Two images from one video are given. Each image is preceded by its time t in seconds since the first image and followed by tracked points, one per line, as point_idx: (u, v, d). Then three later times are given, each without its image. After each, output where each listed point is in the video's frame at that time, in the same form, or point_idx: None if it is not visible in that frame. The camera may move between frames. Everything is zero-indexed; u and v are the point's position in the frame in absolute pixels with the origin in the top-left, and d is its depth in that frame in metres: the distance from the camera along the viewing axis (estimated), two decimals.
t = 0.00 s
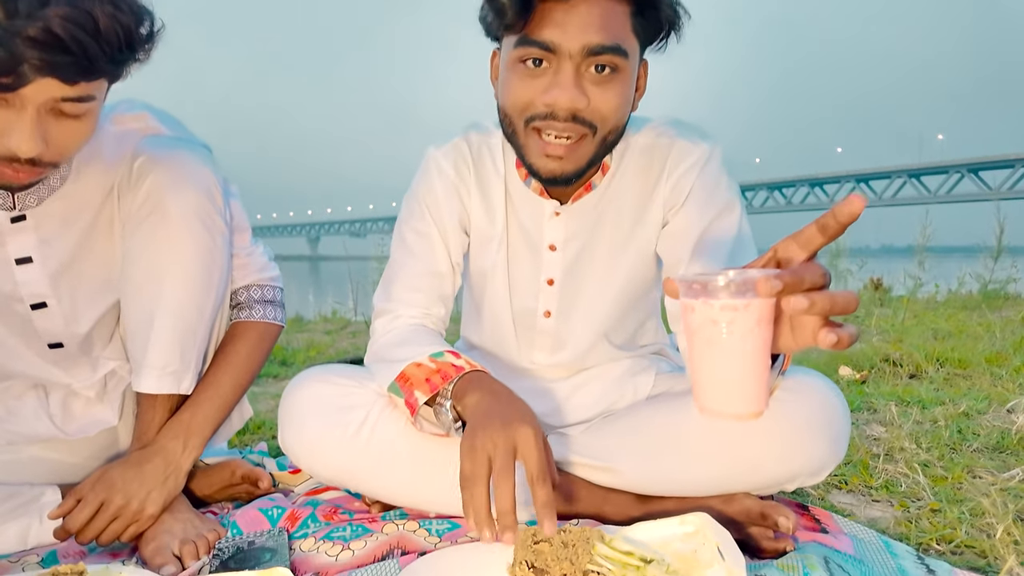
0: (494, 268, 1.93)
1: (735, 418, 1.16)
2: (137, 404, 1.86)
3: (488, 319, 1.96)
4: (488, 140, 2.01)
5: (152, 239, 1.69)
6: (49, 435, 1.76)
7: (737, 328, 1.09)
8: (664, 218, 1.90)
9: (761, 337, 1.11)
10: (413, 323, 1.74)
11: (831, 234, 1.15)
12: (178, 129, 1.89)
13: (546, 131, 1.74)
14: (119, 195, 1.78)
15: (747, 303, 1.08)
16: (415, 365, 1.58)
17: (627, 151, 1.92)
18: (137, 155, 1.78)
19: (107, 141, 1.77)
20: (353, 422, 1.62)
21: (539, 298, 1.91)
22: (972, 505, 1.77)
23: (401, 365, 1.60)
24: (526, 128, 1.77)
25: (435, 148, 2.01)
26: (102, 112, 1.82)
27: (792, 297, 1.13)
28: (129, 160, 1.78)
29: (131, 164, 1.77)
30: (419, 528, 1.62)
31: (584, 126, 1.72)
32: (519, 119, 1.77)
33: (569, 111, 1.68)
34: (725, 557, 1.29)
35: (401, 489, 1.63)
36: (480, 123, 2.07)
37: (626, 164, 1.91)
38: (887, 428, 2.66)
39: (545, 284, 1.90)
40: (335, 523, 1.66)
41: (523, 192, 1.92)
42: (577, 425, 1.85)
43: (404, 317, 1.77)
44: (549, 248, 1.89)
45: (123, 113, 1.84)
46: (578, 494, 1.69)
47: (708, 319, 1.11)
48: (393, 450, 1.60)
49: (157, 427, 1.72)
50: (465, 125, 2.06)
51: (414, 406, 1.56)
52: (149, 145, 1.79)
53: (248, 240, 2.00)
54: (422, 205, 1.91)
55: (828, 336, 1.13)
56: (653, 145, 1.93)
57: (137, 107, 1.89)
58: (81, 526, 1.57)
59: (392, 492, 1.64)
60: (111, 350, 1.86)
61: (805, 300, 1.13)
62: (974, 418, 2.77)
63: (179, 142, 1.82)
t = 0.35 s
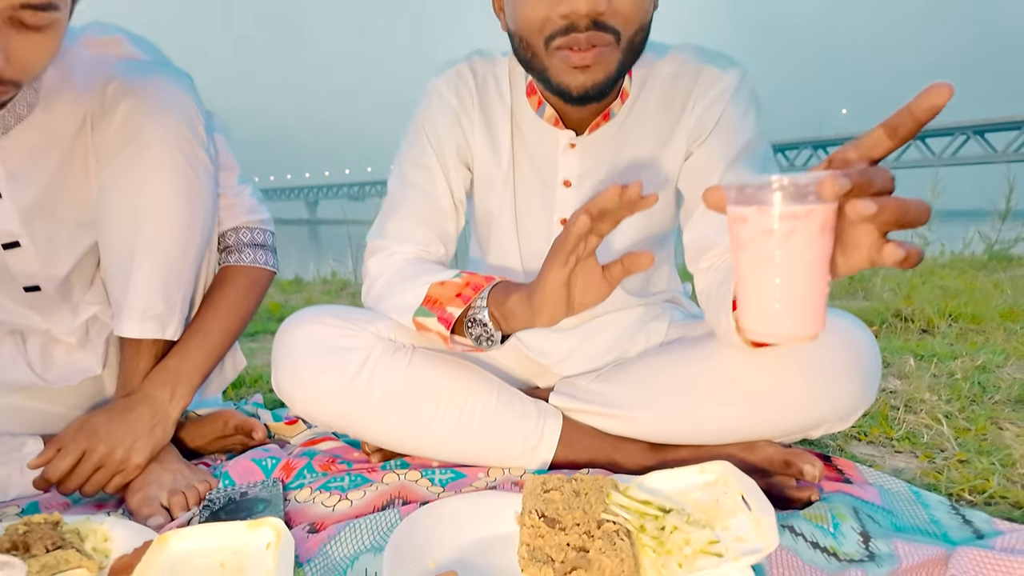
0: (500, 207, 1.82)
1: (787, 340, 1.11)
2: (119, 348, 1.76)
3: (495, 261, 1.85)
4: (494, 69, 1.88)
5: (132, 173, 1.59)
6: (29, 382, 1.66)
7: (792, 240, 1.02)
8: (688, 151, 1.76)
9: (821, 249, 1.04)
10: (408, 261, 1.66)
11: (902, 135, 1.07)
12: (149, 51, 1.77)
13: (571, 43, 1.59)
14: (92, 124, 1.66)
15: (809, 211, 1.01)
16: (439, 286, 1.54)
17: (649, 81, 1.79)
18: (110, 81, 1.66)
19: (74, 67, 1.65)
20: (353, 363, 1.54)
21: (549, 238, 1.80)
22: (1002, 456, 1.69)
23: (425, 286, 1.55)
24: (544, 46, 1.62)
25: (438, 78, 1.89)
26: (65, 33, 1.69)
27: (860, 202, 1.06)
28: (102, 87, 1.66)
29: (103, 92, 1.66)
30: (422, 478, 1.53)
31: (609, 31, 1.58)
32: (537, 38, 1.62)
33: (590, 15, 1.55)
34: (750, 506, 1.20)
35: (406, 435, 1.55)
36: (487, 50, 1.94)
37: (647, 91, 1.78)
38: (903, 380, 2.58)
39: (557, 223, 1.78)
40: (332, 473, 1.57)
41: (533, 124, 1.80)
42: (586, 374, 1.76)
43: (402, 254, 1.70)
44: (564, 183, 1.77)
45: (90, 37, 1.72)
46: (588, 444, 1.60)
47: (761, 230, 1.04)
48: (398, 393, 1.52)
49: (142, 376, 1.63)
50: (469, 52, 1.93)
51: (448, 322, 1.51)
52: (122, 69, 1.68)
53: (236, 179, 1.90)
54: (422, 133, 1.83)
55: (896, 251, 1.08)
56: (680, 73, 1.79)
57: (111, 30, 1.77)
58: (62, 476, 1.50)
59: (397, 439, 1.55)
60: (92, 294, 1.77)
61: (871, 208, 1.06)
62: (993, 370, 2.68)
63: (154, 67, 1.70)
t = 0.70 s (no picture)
0: (487, 150, 1.71)
1: (805, 295, 1.00)
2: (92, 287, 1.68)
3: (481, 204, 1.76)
4: None
5: (93, 95, 1.49)
6: None
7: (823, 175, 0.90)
8: (695, 75, 1.62)
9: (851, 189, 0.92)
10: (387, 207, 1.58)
11: (951, 49, 0.94)
12: None
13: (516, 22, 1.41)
14: (48, 48, 1.56)
15: (838, 143, 0.89)
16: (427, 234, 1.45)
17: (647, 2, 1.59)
18: None
19: None
20: (336, 312, 1.47)
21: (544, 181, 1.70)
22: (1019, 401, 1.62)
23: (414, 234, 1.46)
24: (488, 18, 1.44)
25: None
26: None
27: (903, 133, 0.94)
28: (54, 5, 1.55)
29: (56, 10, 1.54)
30: (414, 424, 1.46)
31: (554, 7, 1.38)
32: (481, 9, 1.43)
33: None
34: (761, 454, 1.13)
35: (393, 385, 1.49)
36: None
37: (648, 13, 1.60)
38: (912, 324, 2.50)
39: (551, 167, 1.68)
40: (321, 419, 1.50)
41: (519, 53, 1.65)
42: (586, 319, 1.68)
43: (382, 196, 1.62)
44: (554, 125, 1.65)
45: None
46: (587, 389, 1.53)
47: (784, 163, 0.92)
48: (383, 343, 1.46)
49: (118, 316, 1.55)
50: None
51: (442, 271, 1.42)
52: None
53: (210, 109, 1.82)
54: (399, 60, 1.71)
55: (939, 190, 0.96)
56: None
57: None
58: (35, 424, 1.42)
59: (384, 388, 1.50)
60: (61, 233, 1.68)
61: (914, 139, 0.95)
62: (1004, 314, 2.61)
63: None
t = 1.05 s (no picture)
0: (486, 130, 1.76)
1: (771, 366, 1.09)
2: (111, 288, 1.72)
3: (486, 196, 1.85)
4: None
5: (105, 103, 1.50)
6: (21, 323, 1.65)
7: (771, 271, 0.98)
8: (689, 80, 1.66)
9: (800, 279, 1.00)
10: (396, 212, 1.61)
11: (875, 138, 0.99)
12: None
13: None
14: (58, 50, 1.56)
15: (782, 246, 0.96)
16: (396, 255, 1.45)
17: None
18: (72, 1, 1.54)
19: None
20: (344, 314, 1.52)
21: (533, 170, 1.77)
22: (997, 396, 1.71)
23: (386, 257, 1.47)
24: None
25: None
26: None
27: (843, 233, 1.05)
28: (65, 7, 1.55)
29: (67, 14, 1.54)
30: (422, 420, 1.54)
31: None
32: None
33: None
34: (747, 457, 1.22)
35: (399, 383, 1.56)
36: None
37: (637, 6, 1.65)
38: (902, 311, 2.58)
39: (536, 155, 1.74)
40: (334, 415, 1.58)
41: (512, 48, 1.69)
42: (589, 313, 1.68)
43: (396, 198, 1.65)
44: (538, 111, 1.71)
45: None
46: (585, 384, 1.60)
47: (738, 266, 0.99)
48: (388, 343, 1.51)
49: (136, 316, 1.63)
50: None
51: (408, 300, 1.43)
52: None
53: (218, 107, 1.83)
54: (399, 58, 1.73)
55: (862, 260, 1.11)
56: None
57: None
58: (64, 422, 1.50)
59: (391, 386, 1.57)
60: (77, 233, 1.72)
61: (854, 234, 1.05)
62: (993, 300, 2.67)
63: None
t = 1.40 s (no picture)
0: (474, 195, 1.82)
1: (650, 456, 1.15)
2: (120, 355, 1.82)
3: (474, 262, 1.90)
4: (451, 59, 1.87)
5: (113, 187, 1.59)
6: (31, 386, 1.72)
7: (647, 375, 1.05)
8: (656, 159, 1.74)
9: (678, 379, 1.07)
10: (394, 279, 1.64)
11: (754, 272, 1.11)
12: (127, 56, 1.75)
13: (513, 29, 1.51)
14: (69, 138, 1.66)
15: (658, 352, 1.03)
16: (399, 326, 1.50)
17: (608, 73, 1.76)
18: (82, 92, 1.64)
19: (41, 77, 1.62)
20: (343, 380, 1.60)
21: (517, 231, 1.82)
22: (957, 455, 1.80)
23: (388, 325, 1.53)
24: (484, 33, 1.54)
25: (395, 76, 1.86)
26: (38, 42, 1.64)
27: (711, 351, 1.08)
28: (74, 97, 1.64)
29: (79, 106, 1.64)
30: (412, 484, 1.64)
31: (546, 16, 1.50)
32: (476, 29, 1.55)
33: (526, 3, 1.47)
34: (712, 536, 1.31)
35: (391, 445, 1.62)
36: (439, 42, 1.93)
37: (611, 84, 1.75)
38: (879, 353, 2.67)
39: (520, 218, 1.79)
40: (329, 478, 1.68)
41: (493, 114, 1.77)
42: (573, 372, 1.79)
43: (394, 266, 1.68)
44: (520, 178, 1.77)
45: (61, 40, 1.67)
46: (568, 446, 1.68)
47: (621, 362, 1.07)
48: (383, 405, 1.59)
49: (142, 383, 1.71)
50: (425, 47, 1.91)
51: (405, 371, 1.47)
52: (93, 78, 1.65)
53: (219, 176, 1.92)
54: (389, 136, 1.80)
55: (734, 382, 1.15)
56: (646, 73, 1.74)
57: (76, 28, 1.72)
58: (76, 489, 1.60)
59: (384, 448, 1.63)
60: (86, 301, 1.81)
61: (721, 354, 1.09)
62: (969, 339, 2.76)
63: (127, 75, 1.68)
